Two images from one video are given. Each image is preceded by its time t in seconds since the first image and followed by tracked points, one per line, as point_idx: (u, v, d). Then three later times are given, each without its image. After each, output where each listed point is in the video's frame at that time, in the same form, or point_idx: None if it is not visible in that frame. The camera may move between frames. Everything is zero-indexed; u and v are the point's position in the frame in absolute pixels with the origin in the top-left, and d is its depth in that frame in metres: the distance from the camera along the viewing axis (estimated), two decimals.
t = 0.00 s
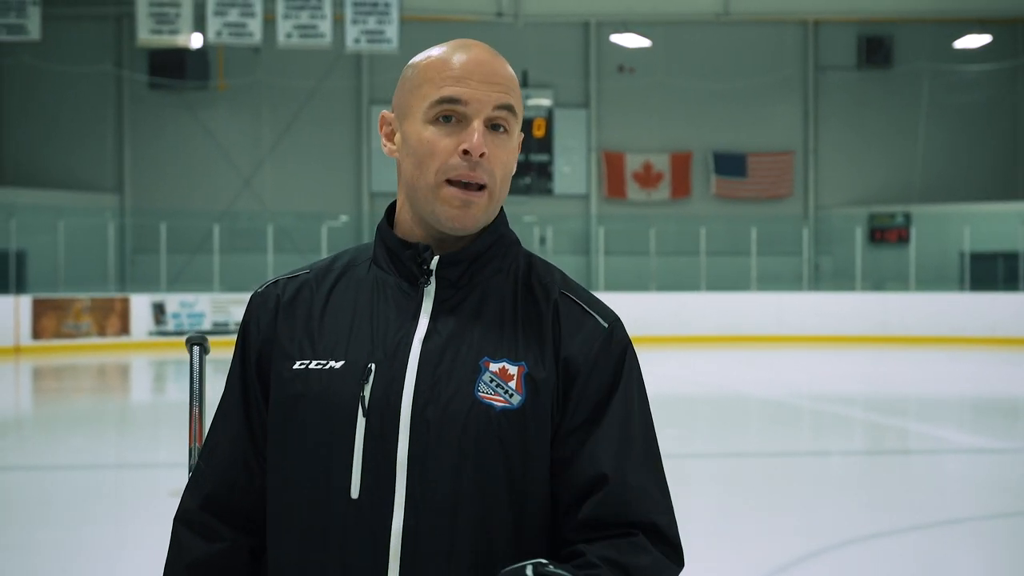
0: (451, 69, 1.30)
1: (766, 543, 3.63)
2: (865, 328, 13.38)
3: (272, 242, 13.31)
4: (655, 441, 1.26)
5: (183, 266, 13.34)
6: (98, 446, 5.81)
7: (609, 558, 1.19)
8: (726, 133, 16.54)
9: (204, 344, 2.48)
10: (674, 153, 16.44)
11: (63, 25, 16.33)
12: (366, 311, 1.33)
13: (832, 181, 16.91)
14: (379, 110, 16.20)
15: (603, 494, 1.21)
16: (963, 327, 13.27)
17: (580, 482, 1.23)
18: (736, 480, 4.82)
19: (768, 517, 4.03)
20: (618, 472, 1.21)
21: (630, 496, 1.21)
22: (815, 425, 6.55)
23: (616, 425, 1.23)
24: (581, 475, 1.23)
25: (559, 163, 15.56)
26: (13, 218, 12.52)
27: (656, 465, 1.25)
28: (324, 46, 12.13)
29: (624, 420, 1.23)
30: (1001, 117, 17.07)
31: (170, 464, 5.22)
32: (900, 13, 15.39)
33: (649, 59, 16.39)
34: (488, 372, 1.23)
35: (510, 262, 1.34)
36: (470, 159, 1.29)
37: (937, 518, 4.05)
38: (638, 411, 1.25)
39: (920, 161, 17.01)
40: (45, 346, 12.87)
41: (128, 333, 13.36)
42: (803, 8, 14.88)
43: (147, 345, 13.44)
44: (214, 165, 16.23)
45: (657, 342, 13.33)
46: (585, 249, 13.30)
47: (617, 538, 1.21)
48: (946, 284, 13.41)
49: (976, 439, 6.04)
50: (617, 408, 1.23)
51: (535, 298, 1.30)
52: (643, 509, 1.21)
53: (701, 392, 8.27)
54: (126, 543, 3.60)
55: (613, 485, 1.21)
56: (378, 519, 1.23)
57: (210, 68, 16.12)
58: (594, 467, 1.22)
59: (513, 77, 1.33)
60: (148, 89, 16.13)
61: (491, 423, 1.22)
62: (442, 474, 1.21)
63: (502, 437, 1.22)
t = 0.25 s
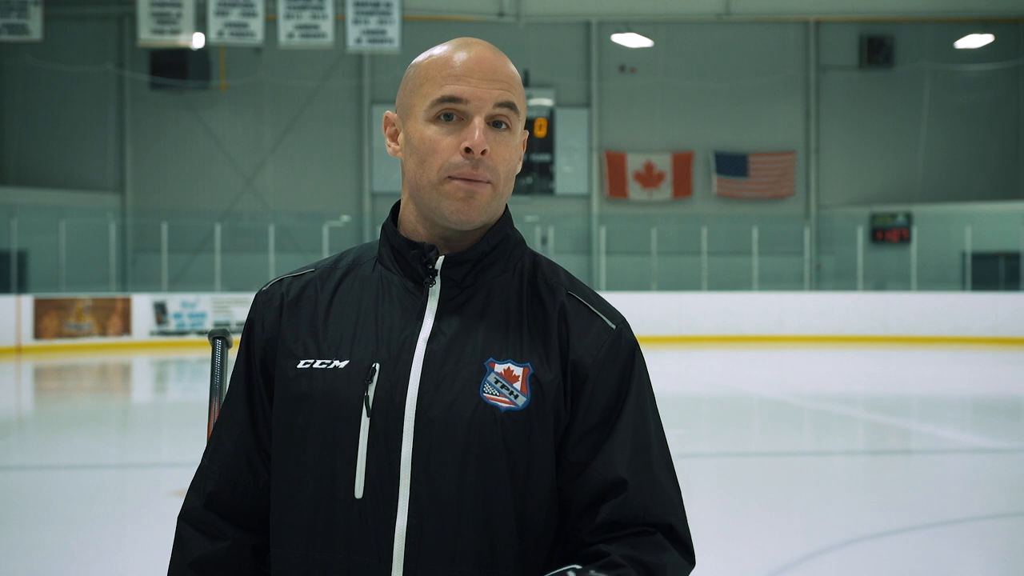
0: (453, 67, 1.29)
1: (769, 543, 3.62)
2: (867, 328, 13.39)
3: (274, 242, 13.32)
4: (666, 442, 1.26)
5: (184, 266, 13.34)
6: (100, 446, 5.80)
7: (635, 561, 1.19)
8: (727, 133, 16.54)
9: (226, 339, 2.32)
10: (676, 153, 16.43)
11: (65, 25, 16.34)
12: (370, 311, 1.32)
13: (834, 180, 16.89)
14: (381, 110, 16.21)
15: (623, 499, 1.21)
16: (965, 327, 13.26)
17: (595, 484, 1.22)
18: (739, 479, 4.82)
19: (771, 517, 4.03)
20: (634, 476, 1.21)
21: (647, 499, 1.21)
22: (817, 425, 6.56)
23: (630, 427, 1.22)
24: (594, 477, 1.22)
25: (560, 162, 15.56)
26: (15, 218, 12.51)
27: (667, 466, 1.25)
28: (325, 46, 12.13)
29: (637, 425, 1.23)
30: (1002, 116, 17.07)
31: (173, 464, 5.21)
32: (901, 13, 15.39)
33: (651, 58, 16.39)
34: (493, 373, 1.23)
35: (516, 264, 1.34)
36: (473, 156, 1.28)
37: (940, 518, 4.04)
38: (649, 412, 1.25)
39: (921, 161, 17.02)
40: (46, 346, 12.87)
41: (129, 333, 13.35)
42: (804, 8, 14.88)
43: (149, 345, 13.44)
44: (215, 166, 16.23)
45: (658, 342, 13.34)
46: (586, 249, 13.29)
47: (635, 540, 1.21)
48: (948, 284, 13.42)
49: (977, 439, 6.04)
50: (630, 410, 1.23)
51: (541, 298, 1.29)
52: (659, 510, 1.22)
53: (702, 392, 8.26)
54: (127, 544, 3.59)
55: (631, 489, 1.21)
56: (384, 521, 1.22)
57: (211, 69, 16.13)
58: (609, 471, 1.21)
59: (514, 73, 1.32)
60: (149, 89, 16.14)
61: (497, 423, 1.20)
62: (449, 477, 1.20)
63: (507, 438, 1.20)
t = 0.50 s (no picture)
0: (451, 69, 1.29)
1: (768, 544, 3.60)
2: (867, 328, 13.41)
3: (274, 242, 13.33)
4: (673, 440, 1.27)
5: (184, 265, 13.34)
6: (99, 446, 5.79)
7: (654, 560, 1.20)
8: (727, 133, 16.55)
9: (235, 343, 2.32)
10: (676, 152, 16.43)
11: (65, 24, 16.34)
12: (371, 312, 1.33)
13: (835, 179, 16.89)
14: (381, 110, 16.22)
15: (636, 500, 1.21)
16: (966, 326, 13.26)
17: (604, 486, 1.23)
18: (739, 479, 4.82)
19: (771, 517, 4.03)
20: (646, 477, 1.22)
21: (660, 499, 1.22)
22: (817, 424, 6.56)
23: (638, 428, 1.23)
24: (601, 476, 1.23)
25: (560, 162, 15.59)
26: (15, 218, 12.51)
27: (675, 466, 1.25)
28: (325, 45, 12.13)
29: (645, 426, 1.23)
30: (1002, 116, 17.07)
31: (173, 463, 5.20)
32: (902, 12, 15.38)
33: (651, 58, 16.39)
34: (493, 374, 1.23)
35: (515, 264, 1.34)
36: (471, 157, 1.28)
37: (940, 518, 4.04)
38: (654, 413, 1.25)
39: (922, 161, 17.02)
40: (46, 345, 12.87)
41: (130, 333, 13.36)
42: (804, 7, 14.88)
43: (150, 345, 13.44)
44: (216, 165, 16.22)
45: (658, 341, 13.34)
46: (586, 249, 13.29)
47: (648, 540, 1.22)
48: (948, 283, 13.43)
49: (978, 439, 6.02)
50: (637, 410, 1.23)
51: (543, 298, 1.29)
52: (671, 509, 1.22)
53: (702, 392, 8.25)
54: (124, 544, 3.58)
55: (645, 490, 1.21)
56: (387, 523, 1.22)
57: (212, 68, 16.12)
58: (620, 472, 1.22)
59: (512, 73, 1.32)
60: (150, 89, 16.14)
61: (498, 425, 1.20)
62: (452, 479, 1.20)
63: (508, 438, 1.20)
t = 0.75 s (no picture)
0: (447, 70, 1.29)
1: (768, 543, 3.61)
2: (867, 327, 13.41)
3: (273, 241, 13.34)
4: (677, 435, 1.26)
5: (183, 265, 13.36)
6: (99, 446, 5.79)
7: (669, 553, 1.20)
8: (726, 132, 16.56)
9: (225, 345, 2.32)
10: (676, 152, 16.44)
11: (65, 24, 16.34)
12: (369, 311, 1.32)
13: (834, 179, 16.90)
14: (380, 109, 16.22)
15: (650, 498, 1.22)
16: (966, 325, 13.26)
17: (611, 485, 1.23)
18: (738, 478, 4.83)
19: (770, 516, 4.03)
20: (658, 476, 1.22)
21: (670, 494, 1.22)
22: (818, 424, 6.56)
23: (641, 424, 1.23)
24: (606, 471, 1.23)
25: (560, 161, 15.66)
26: (15, 217, 12.51)
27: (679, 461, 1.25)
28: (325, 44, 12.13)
29: (648, 422, 1.23)
30: (1002, 115, 17.07)
31: (173, 463, 5.19)
32: (901, 12, 15.39)
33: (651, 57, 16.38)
34: (492, 372, 1.23)
35: (514, 262, 1.34)
36: (466, 158, 1.28)
37: (939, 518, 4.04)
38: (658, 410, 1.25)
39: (921, 160, 17.02)
40: (46, 345, 12.86)
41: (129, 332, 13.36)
42: (803, 6, 14.88)
43: (149, 344, 13.44)
44: (215, 164, 16.21)
45: (658, 341, 13.35)
46: (586, 248, 13.26)
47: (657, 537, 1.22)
48: (947, 283, 13.43)
49: (977, 439, 6.01)
50: (641, 409, 1.24)
51: (542, 297, 1.29)
52: (682, 504, 1.23)
53: (701, 391, 8.24)
54: (124, 544, 3.58)
55: (658, 490, 1.22)
56: (385, 523, 1.22)
57: (211, 68, 16.11)
58: (632, 470, 1.22)
59: (508, 75, 1.31)
60: (149, 88, 16.15)
61: (498, 424, 1.20)
62: (450, 480, 1.20)
63: (507, 437, 1.20)
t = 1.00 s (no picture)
0: (444, 67, 1.30)
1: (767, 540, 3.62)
2: (867, 325, 13.41)
3: (273, 239, 13.35)
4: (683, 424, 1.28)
5: (183, 263, 13.40)
6: (99, 443, 5.79)
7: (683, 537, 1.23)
8: (726, 130, 16.56)
9: (216, 339, 2.32)
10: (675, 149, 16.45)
11: (64, 21, 16.33)
12: (368, 306, 1.33)
13: (834, 176, 16.90)
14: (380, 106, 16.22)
15: (670, 489, 1.24)
16: (965, 323, 13.27)
17: (627, 474, 1.25)
18: (737, 475, 4.84)
19: (769, 513, 4.04)
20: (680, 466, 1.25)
21: (686, 482, 1.24)
22: (817, 421, 6.57)
23: (650, 414, 1.25)
24: (612, 462, 1.25)
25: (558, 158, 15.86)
26: (14, 215, 12.51)
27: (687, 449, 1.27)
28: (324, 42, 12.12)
29: (656, 412, 1.25)
30: (1001, 113, 17.06)
31: (174, 460, 5.20)
32: (900, 9, 15.38)
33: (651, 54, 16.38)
34: (492, 365, 1.23)
35: (513, 256, 1.34)
36: (462, 155, 1.28)
37: (938, 515, 4.04)
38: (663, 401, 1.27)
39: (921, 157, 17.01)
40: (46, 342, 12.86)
41: (129, 329, 13.31)
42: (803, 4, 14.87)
43: (149, 341, 13.45)
44: (215, 162, 16.21)
45: (657, 338, 13.38)
46: (586, 245, 13.21)
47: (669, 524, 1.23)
48: (946, 280, 13.44)
49: (976, 436, 6.02)
50: (648, 398, 1.25)
51: (543, 290, 1.29)
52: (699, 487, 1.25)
53: (701, 388, 8.25)
54: (123, 541, 3.58)
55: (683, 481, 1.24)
56: (385, 516, 1.22)
57: (210, 65, 16.10)
58: (654, 461, 1.24)
59: (505, 71, 1.32)
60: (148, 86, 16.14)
61: (497, 417, 1.21)
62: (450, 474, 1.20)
63: (507, 431, 1.21)
